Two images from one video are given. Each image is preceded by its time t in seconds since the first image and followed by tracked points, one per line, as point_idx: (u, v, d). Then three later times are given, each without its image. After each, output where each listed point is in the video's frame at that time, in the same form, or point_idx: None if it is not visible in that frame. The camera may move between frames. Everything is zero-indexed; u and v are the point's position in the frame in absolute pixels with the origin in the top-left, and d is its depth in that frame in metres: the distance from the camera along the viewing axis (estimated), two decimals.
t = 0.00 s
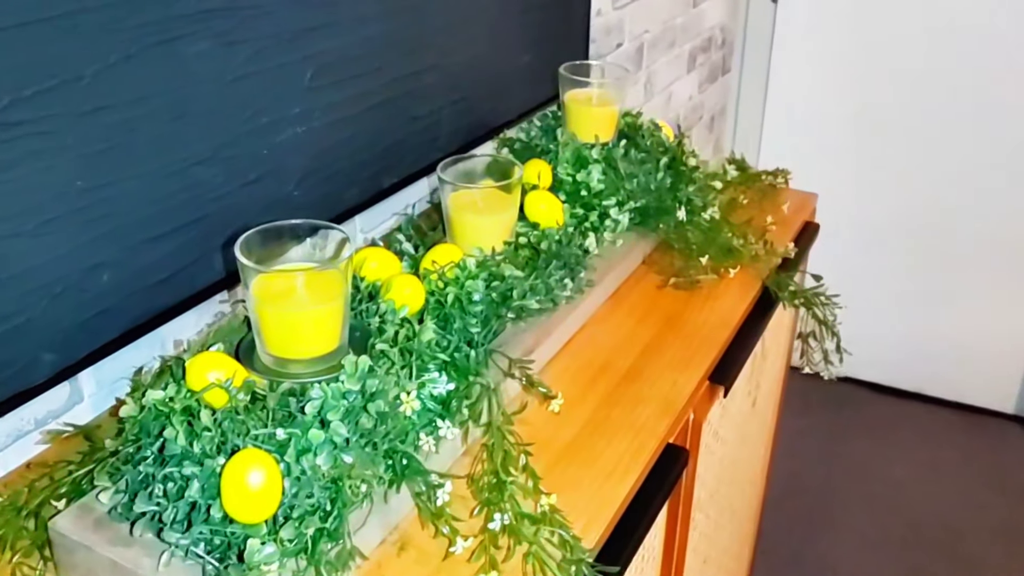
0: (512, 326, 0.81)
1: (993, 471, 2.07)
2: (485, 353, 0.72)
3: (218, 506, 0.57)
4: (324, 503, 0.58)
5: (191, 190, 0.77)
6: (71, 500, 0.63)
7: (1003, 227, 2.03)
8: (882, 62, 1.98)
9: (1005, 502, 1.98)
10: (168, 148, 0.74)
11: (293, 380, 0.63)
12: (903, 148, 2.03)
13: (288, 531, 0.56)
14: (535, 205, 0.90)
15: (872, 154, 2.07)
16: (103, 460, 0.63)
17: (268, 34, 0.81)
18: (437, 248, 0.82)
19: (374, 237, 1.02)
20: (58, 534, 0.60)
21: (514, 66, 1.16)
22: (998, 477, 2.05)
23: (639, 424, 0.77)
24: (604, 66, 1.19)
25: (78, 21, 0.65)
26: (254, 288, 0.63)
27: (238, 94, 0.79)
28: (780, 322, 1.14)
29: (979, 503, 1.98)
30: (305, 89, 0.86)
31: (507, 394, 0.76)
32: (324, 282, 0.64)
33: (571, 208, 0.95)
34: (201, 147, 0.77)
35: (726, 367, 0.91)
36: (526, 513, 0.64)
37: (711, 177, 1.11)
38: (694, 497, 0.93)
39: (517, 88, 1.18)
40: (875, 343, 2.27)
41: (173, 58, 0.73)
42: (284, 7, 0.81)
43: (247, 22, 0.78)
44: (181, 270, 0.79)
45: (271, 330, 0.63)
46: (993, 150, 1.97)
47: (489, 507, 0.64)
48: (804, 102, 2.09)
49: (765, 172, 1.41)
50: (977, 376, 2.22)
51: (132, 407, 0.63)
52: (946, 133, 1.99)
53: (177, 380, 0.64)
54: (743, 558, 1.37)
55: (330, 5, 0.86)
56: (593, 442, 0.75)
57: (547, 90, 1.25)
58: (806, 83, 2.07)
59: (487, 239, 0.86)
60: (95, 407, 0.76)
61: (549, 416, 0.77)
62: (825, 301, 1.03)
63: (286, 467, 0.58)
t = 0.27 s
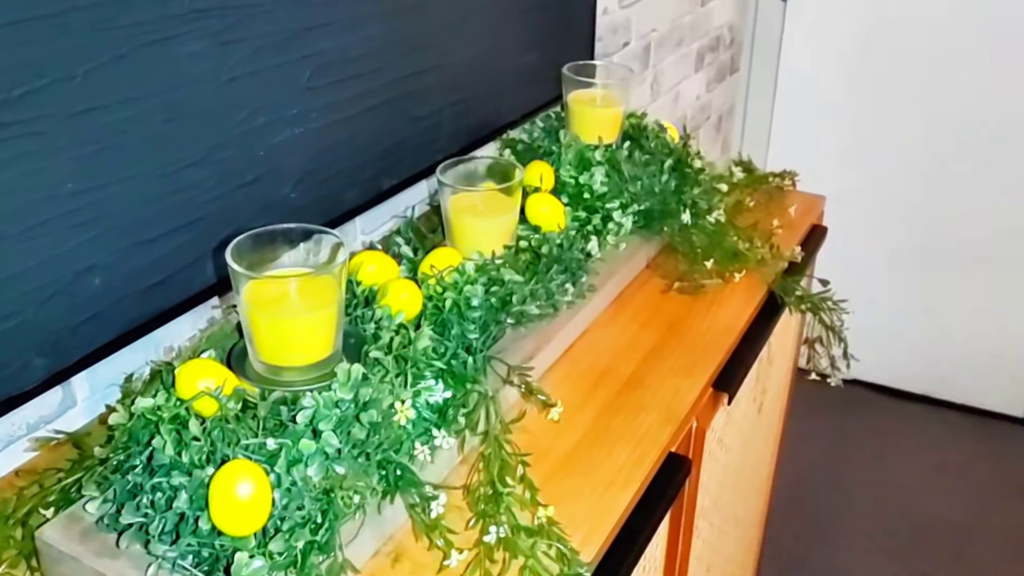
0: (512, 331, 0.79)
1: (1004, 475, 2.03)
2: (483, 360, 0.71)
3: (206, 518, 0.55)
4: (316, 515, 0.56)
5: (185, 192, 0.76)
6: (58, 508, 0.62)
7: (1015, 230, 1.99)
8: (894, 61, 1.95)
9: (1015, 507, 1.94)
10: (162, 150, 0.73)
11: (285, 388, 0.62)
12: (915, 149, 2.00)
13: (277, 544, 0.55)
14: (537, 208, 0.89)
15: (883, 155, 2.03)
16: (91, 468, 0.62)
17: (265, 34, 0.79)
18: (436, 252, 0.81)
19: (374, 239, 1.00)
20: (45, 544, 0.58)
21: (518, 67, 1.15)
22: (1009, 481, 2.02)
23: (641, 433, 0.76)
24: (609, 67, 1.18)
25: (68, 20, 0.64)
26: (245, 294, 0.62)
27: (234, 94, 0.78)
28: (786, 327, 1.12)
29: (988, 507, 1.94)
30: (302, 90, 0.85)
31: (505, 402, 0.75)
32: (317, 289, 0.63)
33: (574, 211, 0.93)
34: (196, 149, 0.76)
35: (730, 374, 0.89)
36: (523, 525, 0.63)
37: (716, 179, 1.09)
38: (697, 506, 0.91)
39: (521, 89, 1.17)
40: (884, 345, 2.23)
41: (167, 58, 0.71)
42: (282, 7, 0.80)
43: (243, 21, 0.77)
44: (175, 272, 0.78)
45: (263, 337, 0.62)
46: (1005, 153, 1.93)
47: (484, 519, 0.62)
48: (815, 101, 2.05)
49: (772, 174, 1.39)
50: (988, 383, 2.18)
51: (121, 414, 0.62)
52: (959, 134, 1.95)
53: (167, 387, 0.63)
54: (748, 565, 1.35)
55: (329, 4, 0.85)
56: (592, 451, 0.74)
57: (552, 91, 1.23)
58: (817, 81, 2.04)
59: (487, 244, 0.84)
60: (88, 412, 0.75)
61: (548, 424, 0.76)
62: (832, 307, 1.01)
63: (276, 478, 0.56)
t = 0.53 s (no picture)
0: (515, 338, 0.78)
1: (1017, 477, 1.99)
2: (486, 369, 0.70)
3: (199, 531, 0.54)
4: (312, 529, 0.55)
5: (183, 194, 0.75)
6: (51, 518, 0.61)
7: None
8: (905, 59, 1.91)
9: None
10: (159, 152, 0.72)
11: (281, 399, 0.61)
12: (927, 149, 1.96)
13: (272, 558, 0.54)
14: (542, 212, 0.87)
15: (895, 155, 2.00)
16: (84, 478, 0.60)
17: (265, 34, 0.78)
18: (438, 257, 0.79)
19: (377, 242, 0.99)
20: (36, 556, 0.57)
21: (523, 67, 1.13)
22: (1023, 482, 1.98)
23: (646, 443, 0.74)
24: (615, 68, 1.16)
25: (63, 21, 0.63)
26: (241, 302, 0.61)
27: (232, 95, 0.77)
28: (795, 333, 1.10)
29: (1002, 509, 1.90)
30: (302, 91, 0.83)
31: (507, 411, 0.73)
32: (315, 296, 0.62)
33: (579, 215, 0.92)
34: (194, 151, 0.75)
35: (738, 382, 0.87)
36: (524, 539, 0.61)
37: (724, 183, 1.07)
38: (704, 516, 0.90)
39: (527, 89, 1.15)
40: (895, 351, 2.19)
41: (165, 59, 0.70)
42: (282, 7, 0.79)
43: (242, 21, 0.76)
44: (173, 276, 0.76)
45: (260, 345, 0.61)
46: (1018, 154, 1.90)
47: (485, 533, 0.61)
48: (825, 100, 2.02)
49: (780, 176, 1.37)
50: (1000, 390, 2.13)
51: (115, 423, 0.61)
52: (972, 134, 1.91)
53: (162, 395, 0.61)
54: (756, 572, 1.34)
55: (329, 4, 0.83)
56: (596, 462, 0.72)
57: (558, 91, 1.22)
58: (827, 80, 2.00)
59: (491, 249, 0.83)
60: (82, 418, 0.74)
61: (551, 434, 0.74)
62: (842, 313, 0.99)
63: (272, 490, 0.55)
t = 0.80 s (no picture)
0: (519, 345, 0.77)
1: None
2: (489, 377, 0.68)
3: (196, 544, 0.53)
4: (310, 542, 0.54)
5: (184, 198, 0.74)
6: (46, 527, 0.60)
7: None
8: (916, 61, 1.89)
9: None
10: (160, 156, 0.71)
11: (280, 408, 0.60)
12: (938, 151, 1.94)
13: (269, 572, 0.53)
14: (547, 216, 0.86)
15: (905, 157, 1.98)
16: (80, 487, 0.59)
17: (267, 35, 0.77)
18: (441, 262, 0.78)
19: (381, 245, 0.98)
20: (31, 567, 0.56)
21: (530, 68, 1.12)
22: None
23: (651, 452, 0.73)
24: (623, 69, 1.15)
25: (60, 23, 0.62)
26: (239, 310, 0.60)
27: (235, 97, 0.76)
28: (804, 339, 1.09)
29: (1013, 514, 1.88)
30: (306, 93, 0.82)
31: (510, 419, 0.72)
32: (315, 304, 0.61)
33: (586, 219, 0.90)
34: (195, 154, 0.74)
35: (745, 389, 0.86)
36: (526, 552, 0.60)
37: (733, 186, 1.05)
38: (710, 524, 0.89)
39: (534, 91, 1.14)
40: (906, 355, 2.17)
41: (165, 61, 0.69)
42: (284, 8, 0.78)
43: (243, 23, 0.74)
44: (174, 281, 0.75)
45: (259, 354, 0.60)
46: None
47: (486, 546, 0.60)
48: (835, 102, 2.00)
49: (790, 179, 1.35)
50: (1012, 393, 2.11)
51: (112, 432, 0.60)
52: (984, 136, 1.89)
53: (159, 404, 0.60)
54: None
55: (333, 5, 0.82)
56: (600, 472, 0.71)
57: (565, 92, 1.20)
58: (837, 81, 1.98)
59: (495, 254, 0.82)
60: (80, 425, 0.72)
61: (556, 443, 0.73)
62: (852, 319, 0.97)
63: (269, 502, 0.54)
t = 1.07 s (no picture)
0: (521, 348, 0.76)
1: None
2: (491, 382, 0.68)
3: (190, 551, 0.53)
4: (306, 550, 0.54)
5: (183, 198, 0.73)
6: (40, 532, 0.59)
7: None
8: (925, 62, 1.86)
9: None
10: (156, 155, 0.70)
11: (276, 413, 0.60)
12: (948, 152, 1.91)
13: None
14: (550, 218, 0.85)
15: (913, 159, 1.95)
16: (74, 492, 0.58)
17: (266, 34, 0.76)
18: (442, 264, 0.77)
19: (382, 246, 0.97)
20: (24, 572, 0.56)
21: (535, 68, 1.11)
22: None
23: (654, 457, 0.72)
24: (628, 69, 1.13)
25: (54, 22, 0.61)
26: (236, 315, 0.59)
27: (234, 97, 0.75)
28: (810, 343, 1.08)
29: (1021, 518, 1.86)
30: (306, 93, 0.82)
31: (511, 424, 0.71)
32: (313, 308, 0.60)
33: (589, 221, 0.90)
34: (194, 155, 0.73)
35: (750, 394, 0.85)
36: (526, 561, 0.60)
37: (738, 188, 1.04)
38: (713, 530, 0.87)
39: (539, 90, 1.13)
40: (915, 357, 2.14)
41: (162, 61, 0.68)
42: (283, 7, 0.77)
43: (242, 21, 0.74)
44: (173, 282, 0.74)
45: (255, 358, 0.60)
46: None
47: (486, 554, 0.59)
48: (843, 102, 1.97)
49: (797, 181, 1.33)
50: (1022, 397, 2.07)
51: (107, 436, 0.59)
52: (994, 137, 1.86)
53: (155, 408, 0.60)
54: None
55: (334, 4, 0.81)
56: (602, 479, 0.70)
57: (570, 92, 1.19)
58: (846, 81, 1.95)
59: (498, 256, 0.81)
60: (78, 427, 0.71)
61: (557, 448, 0.72)
62: (859, 322, 0.96)
63: (264, 509, 0.54)
